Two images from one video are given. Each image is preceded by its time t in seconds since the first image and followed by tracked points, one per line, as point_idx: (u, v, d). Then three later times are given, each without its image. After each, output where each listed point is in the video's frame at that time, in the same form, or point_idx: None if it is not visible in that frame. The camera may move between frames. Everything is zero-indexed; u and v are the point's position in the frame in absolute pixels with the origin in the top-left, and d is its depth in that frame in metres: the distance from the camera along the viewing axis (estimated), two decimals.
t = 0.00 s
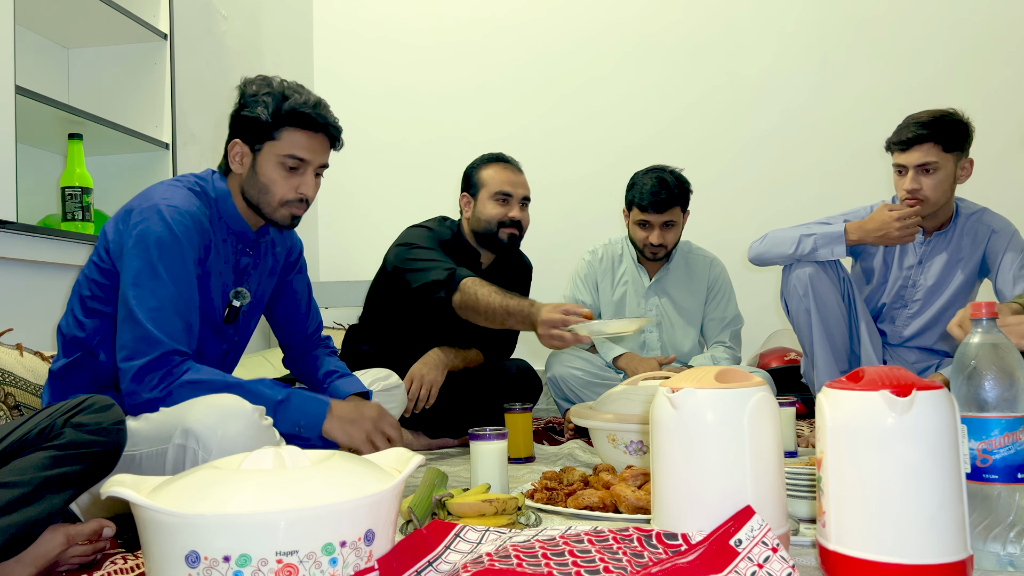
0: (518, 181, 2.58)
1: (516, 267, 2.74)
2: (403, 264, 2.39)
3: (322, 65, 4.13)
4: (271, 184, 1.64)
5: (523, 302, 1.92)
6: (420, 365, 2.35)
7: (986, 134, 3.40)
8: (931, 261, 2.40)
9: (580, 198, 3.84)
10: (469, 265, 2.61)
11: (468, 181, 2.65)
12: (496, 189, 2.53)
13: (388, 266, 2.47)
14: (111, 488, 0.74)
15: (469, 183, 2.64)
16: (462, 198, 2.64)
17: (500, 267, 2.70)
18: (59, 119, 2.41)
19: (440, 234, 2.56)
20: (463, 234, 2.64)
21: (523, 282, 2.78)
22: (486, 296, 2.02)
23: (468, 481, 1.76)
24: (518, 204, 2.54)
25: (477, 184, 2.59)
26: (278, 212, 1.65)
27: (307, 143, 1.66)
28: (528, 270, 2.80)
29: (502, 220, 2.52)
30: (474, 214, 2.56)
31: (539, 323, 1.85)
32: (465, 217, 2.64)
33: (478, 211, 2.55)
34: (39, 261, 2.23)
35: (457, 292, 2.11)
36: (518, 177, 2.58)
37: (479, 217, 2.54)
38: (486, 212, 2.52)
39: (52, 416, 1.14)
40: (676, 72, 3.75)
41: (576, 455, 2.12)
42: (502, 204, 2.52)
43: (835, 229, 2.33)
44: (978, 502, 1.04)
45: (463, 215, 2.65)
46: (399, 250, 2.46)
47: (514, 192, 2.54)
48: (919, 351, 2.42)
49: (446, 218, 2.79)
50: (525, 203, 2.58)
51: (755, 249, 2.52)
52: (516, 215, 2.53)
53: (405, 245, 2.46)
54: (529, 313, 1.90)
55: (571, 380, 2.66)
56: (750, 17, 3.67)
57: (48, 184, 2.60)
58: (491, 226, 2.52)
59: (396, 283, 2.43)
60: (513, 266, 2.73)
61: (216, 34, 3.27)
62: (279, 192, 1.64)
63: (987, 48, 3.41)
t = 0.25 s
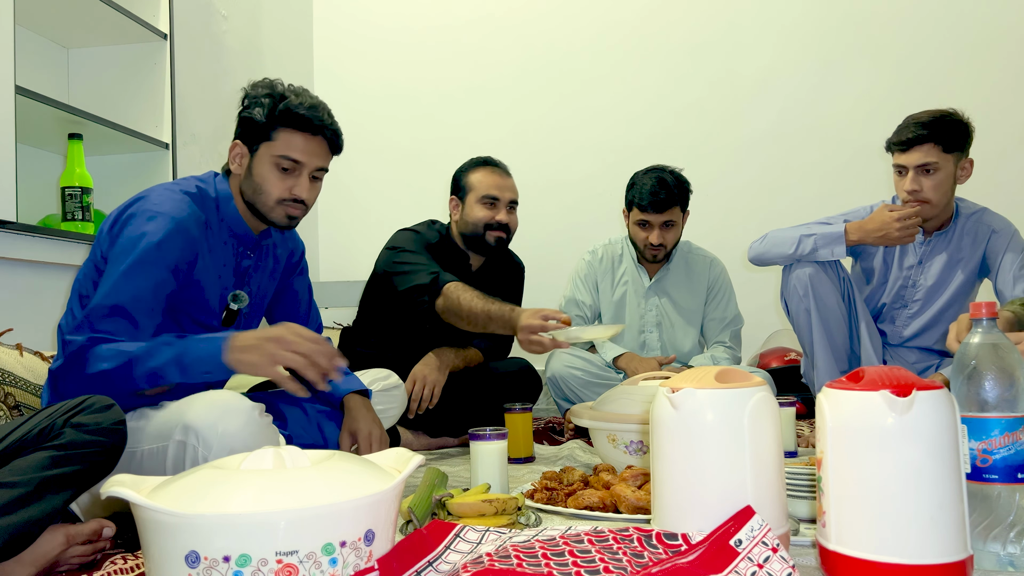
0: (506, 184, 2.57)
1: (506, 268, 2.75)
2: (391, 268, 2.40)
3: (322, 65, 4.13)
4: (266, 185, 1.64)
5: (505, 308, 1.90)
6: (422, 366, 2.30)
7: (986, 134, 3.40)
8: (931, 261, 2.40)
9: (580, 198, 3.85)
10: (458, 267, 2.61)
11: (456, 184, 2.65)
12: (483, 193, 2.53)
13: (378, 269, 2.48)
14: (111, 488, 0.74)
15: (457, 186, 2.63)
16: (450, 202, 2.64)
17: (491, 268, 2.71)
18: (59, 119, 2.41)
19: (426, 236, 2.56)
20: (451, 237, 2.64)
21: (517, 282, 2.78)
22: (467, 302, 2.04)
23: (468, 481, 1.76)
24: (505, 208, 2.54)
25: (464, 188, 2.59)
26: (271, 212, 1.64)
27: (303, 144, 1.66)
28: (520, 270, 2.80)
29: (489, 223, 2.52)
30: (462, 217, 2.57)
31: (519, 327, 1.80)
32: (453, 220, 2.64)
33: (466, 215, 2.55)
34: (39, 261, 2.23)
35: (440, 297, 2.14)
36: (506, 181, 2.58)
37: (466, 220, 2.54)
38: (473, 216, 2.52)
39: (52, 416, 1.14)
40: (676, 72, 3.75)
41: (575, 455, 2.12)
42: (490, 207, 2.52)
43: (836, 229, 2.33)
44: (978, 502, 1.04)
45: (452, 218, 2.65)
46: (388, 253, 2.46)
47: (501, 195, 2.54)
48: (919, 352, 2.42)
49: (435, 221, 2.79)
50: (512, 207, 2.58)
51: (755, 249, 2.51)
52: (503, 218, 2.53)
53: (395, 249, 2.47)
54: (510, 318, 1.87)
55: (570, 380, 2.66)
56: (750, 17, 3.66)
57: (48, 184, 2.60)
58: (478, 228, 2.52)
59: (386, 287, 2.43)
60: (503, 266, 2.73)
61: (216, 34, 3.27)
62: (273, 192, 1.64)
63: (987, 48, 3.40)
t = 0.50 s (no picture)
0: (493, 186, 2.57)
1: (498, 267, 2.75)
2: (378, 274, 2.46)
3: (322, 65, 4.13)
4: (242, 177, 1.61)
5: (475, 329, 2.02)
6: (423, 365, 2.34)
7: (986, 134, 3.40)
8: (931, 261, 2.40)
9: (580, 198, 3.84)
10: (447, 270, 2.63)
11: (445, 185, 2.65)
12: (469, 196, 2.53)
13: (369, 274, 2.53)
14: (111, 488, 0.74)
15: (445, 188, 2.64)
16: (439, 204, 2.65)
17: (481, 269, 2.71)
18: (59, 119, 2.41)
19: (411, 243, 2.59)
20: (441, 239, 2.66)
21: (511, 281, 2.79)
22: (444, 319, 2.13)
23: (468, 481, 1.76)
24: (491, 209, 2.54)
25: (451, 190, 2.60)
26: (248, 206, 1.61)
27: (277, 133, 1.60)
28: (513, 269, 2.80)
29: (475, 225, 2.53)
30: (449, 219, 2.58)
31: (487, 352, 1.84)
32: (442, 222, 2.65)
33: (452, 218, 2.56)
34: (39, 261, 2.23)
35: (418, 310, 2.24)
36: (493, 182, 2.57)
37: (453, 223, 2.55)
38: (459, 219, 2.54)
39: (53, 416, 1.13)
40: (676, 71, 3.75)
41: (575, 455, 2.12)
42: (476, 210, 2.53)
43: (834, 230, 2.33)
44: (978, 502, 1.04)
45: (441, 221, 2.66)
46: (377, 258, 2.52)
47: (487, 197, 2.54)
48: (919, 352, 2.43)
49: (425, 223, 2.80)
50: (500, 207, 2.58)
51: (755, 249, 2.51)
52: (489, 220, 2.53)
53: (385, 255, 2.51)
54: (479, 339, 1.99)
55: (570, 380, 2.66)
56: (750, 17, 3.67)
57: (48, 184, 2.59)
58: (464, 229, 2.53)
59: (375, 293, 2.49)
60: (494, 266, 2.73)
61: (216, 34, 3.27)
62: (249, 184, 1.60)
63: (987, 48, 3.41)
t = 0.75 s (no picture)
0: (490, 188, 2.57)
1: (495, 267, 2.75)
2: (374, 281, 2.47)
3: (322, 65, 4.13)
4: (229, 171, 1.60)
5: (460, 356, 2.09)
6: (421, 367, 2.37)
7: (986, 134, 3.40)
8: (931, 261, 2.40)
9: (580, 198, 3.85)
10: (445, 271, 2.64)
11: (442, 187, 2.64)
12: (467, 197, 2.53)
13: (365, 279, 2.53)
14: (111, 488, 0.74)
15: (442, 190, 2.63)
16: (437, 205, 2.64)
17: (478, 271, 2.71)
18: (59, 119, 2.40)
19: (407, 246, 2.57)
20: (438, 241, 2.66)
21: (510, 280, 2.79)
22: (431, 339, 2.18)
23: (468, 481, 1.76)
24: (489, 211, 2.55)
25: (448, 192, 2.59)
26: (235, 199, 1.60)
27: (263, 124, 1.59)
28: (511, 269, 2.80)
29: (473, 227, 2.53)
30: (447, 221, 2.58)
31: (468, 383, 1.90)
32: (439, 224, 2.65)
33: (449, 220, 2.56)
34: (40, 261, 2.23)
35: (407, 325, 2.27)
36: (490, 184, 2.57)
37: (451, 226, 2.55)
38: (456, 221, 2.54)
39: (51, 416, 1.14)
40: (676, 71, 3.75)
41: (575, 455, 2.12)
42: (473, 212, 2.53)
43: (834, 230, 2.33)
44: (978, 502, 1.04)
45: (438, 222, 2.66)
46: (374, 263, 2.50)
47: (485, 199, 2.54)
48: (918, 352, 2.43)
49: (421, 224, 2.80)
50: (496, 209, 2.58)
51: (755, 249, 2.51)
52: (487, 222, 2.54)
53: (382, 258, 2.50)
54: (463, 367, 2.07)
55: (570, 380, 2.66)
56: (750, 17, 3.67)
57: (48, 184, 2.60)
58: (462, 232, 2.53)
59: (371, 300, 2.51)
60: (492, 266, 2.74)
61: (216, 34, 3.27)
62: (237, 177, 1.59)
63: (987, 48, 3.41)
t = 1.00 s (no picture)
0: (493, 191, 2.57)
1: (496, 267, 2.75)
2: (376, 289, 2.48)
3: (322, 64, 4.13)
4: (224, 167, 1.60)
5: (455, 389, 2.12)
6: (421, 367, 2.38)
7: (987, 134, 3.40)
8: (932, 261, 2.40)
9: (580, 198, 3.85)
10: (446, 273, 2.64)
11: (443, 189, 2.64)
12: (469, 200, 2.53)
13: (366, 286, 2.56)
14: (111, 488, 0.74)
15: (444, 192, 2.63)
16: (438, 208, 2.64)
17: (480, 272, 2.71)
18: (59, 118, 2.40)
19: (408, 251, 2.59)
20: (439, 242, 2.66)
21: (510, 279, 2.79)
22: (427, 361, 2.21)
23: (468, 481, 1.76)
24: (491, 214, 2.54)
25: (450, 195, 2.59)
26: (229, 194, 1.59)
27: (257, 120, 1.59)
28: (511, 268, 2.79)
29: (475, 231, 2.53)
30: (449, 224, 2.57)
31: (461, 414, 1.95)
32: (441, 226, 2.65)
33: (452, 223, 2.56)
34: (40, 261, 2.23)
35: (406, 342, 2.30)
36: (492, 186, 2.57)
37: (453, 229, 2.55)
38: (459, 224, 2.54)
39: (49, 417, 1.13)
40: (676, 71, 3.75)
41: (575, 455, 2.12)
42: (476, 215, 2.53)
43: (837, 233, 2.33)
44: (978, 502, 1.04)
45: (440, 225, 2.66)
46: (374, 271, 2.54)
47: (488, 202, 2.54)
48: (918, 352, 2.43)
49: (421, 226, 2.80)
50: (499, 212, 2.58)
51: (756, 247, 2.52)
52: (490, 225, 2.54)
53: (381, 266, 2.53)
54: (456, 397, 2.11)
55: (570, 380, 2.66)
56: (750, 17, 3.67)
57: (48, 184, 2.59)
58: (465, 236, 2.53)
59: (370, 307, 2.53)
60: (493, 266, 2.73)
61: (216, 34, 3.27)
62: (230, 172, 1.59)
63: (987, 47, 3.41)
